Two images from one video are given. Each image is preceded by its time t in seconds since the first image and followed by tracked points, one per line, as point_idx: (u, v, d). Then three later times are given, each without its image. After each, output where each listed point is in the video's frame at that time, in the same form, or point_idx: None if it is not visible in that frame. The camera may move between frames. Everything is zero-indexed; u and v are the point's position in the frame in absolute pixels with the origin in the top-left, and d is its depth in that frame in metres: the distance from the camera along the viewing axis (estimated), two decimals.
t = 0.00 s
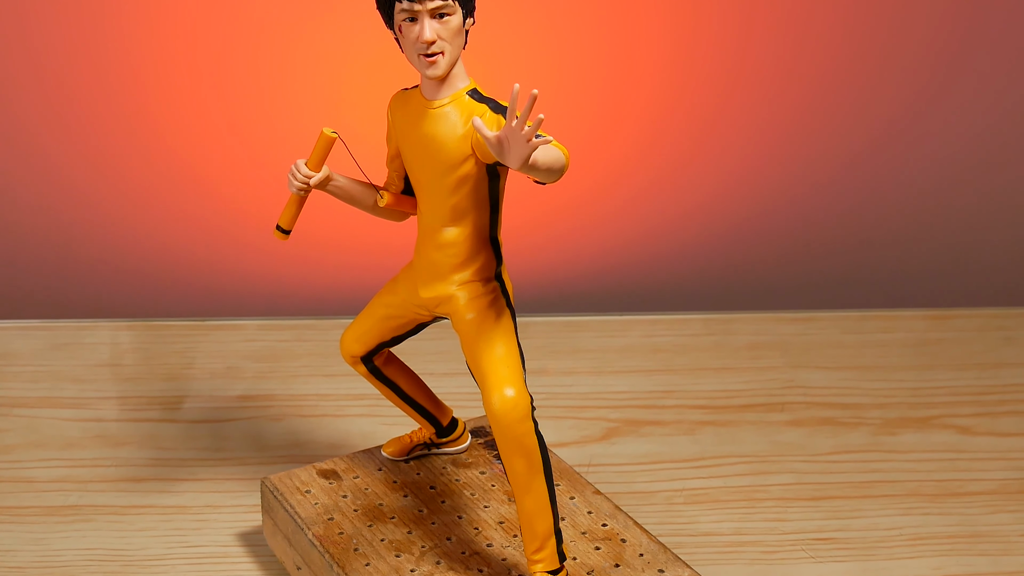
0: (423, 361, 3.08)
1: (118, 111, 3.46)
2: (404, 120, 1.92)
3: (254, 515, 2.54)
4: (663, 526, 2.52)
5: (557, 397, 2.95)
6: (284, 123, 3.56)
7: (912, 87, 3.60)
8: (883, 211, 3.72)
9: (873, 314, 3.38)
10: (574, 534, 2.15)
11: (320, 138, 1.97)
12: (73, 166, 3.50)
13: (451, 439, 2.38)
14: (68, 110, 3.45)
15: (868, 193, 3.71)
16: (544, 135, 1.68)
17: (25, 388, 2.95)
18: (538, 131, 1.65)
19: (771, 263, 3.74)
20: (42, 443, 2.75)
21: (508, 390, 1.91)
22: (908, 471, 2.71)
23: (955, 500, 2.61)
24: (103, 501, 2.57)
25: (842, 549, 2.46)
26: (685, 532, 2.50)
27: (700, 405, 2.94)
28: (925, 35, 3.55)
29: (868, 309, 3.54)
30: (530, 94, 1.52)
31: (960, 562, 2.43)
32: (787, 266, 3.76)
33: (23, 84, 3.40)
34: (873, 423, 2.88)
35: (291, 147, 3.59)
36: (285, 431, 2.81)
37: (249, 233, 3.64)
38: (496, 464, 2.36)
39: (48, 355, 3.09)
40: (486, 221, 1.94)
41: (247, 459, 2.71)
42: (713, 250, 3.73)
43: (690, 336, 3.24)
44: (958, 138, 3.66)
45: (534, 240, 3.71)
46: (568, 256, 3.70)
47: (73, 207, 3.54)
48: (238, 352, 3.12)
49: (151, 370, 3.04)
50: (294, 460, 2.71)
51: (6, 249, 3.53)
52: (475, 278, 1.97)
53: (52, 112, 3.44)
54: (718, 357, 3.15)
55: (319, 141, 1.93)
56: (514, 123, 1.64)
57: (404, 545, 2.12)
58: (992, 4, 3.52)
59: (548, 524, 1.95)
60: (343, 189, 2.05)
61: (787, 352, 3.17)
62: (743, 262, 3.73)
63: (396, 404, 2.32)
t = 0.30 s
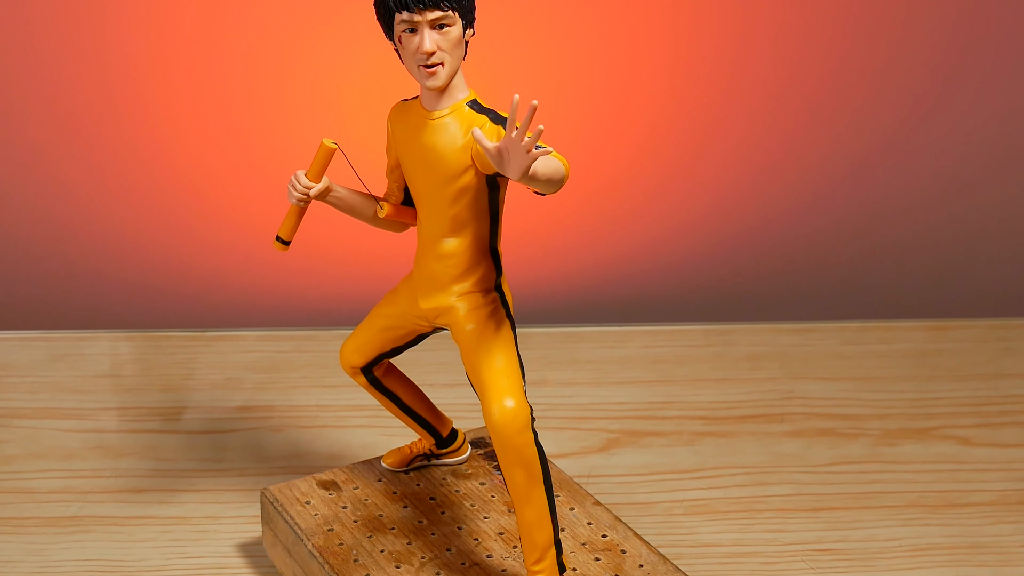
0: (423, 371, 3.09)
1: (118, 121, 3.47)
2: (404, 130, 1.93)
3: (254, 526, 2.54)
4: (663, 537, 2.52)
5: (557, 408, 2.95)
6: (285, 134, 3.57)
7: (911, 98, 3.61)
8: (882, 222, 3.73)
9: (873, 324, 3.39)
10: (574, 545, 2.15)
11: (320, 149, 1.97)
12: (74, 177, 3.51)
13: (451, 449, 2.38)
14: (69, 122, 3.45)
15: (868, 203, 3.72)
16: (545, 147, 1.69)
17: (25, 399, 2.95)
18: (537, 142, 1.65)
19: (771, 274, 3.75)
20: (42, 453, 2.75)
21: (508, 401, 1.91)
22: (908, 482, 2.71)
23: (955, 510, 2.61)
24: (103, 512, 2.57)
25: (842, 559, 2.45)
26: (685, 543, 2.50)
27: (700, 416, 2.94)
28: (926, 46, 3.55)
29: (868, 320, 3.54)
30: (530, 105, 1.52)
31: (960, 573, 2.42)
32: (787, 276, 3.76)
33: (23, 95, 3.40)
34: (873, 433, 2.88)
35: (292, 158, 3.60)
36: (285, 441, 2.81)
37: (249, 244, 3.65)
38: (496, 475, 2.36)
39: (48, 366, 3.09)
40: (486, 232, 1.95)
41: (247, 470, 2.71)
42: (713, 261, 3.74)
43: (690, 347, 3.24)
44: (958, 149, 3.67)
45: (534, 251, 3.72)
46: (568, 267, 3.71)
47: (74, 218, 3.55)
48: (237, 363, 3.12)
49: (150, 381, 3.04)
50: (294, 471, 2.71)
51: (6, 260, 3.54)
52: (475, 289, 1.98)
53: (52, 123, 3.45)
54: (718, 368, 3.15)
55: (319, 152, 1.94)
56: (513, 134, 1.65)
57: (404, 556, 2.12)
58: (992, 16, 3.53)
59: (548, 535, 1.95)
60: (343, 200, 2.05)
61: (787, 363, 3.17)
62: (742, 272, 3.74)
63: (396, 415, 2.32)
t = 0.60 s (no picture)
0: (423, 383, 3.09)
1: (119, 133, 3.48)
2: (404, 142, 1.93)
3: (254, 537, 2.54)
4: (662, 548, 2.52)
5: (557, 419, 2.95)
6: (286, 146, 3.58)
7: (911, 109, 3.61)
8: (882, 232, 3.74)
9: (873, 336, 3.39)
10: (574, 556, 2.15)
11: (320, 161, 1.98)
12: (74, 189, 3.52)
13: (451, 460, 2.38)
14: (69, 133, 3.46)
15: (867, 214, 3.73)
16: (544, 158, 1.69)
17: (25, 410, 2.95)
18: (537, 153, 1.66)
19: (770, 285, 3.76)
20: (42, 465, 2.75)
21: (508, 412, 1.91)
22: (908, 494, 2.71)
23: (954, 521, 2.61)
24: (103, 523, 2.57)
25: (842, 571, 2.45)
26: (685, 554, 2.50)
27: (700, 427, 2.94)
28: (926, 58, 3.55)
29: (868, 331, 3.55)
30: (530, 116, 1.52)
31: None
32: (786, 288, 3.77)
33: (24, 107, 3.41)
34: (873, 445, 2.88)
35: (292, 169, 3.60)
36: (285, 453, 2.81)
37: (249, 255, 3.65)
38: (496, 486, 2.36)
39: (48, 377, 3.09)
40: (486, 243, 1.95)
41: (247, 481, 2.71)
42: (713, 271, 3.74)
43: (690, 358, 3.25)
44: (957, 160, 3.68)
45: (533, 262, 3.72)
46: (568, 278, 3.72)
47: (74, 229, 3.55)
48: (237, 374, 3.13)
49: (150, 392, 3.05)
50: (294, 482, 2.71)
51: (7, 271, 3.55)
52: (475, 300, 1.98)
53: (52, 135, 3.46)
54: (718, 380, 3.15)
55: (319, 163, 1.94)
56: (514, 145, 1.65)
57: (404, 567, 2.12)
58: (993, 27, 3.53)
59: (547, 546, 1.96)
60: (343, 211, 2.06)
61: (787, 374, 3.18)
62: (742, 283, 3.75)
63: (396, 426, 2.32)
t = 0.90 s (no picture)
0: (422, 394, 3.09)
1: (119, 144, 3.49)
2: (404, 152, 1.94)
3: (254, 547, 2.54)
4: (662, 559, 2.52)
5: (557, 430, 2.95)
6: (286, 157, 3.59)
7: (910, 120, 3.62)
8: (882, 243, 3.74)
9: (874, 346, 3.40)
10: (574, 567, 2.15)
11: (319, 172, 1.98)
12: (75, 200, 3.53)
13: (450, 471, 2.38)
14: (70, 145, 3.47)
15: (867, 225, 3.73)
16: (544, 169, 1.70)
17: (24, 421, 2.95)
18: (537, 163, 1.66)
19: (769, 296, 3.77)
20: (42, 475, 2.75)
21: (508, 423, 1.91)
22: (908, 504, 2.71)
23: (954, 532, 2.61)
24: (102, 534, 2.57)
25: None
26: (685, 565, 2.50)
27: (700, 438, 2.94)
28: (926, 68, 3.56)
29: (868, 341, 3.55)
30: (530, 127, 1.53)
31: None
32: (786, 299, 3.78)
33: (25, 119, 3.42)
34: (873, 455, 2.88)
35: (292, 180, 3.61)
36: (284, 464, 2.81)
37: (250, 266, 3.66)
38: (496, 497, 2.36)
39: (48, 388, 3.09)
40: (486, 254, 1.96)
41: (247, 492, 2.71)
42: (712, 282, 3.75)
43: (690, 369, 3.25)
44: (957, 172, 3.69)
45: (533, 272, 3.73)
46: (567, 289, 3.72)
47: (75, 241, 3.56)
48: (237, 385, 3.13)
49: (150, 404, 3.05)
50: (294, 492, 2.71)
51: (8, 282, 3.55)
52: (475, 311, 1.99)
53: (52, 146, 3.47)
54: (718, 391, 3.15)
55: (319, 174, 1.95)
56: (513, 156, 1.65)
57: None
58: (992, 38, 3.54)
59: (547, 557, 1.97)
60: (343, 222, 2.06)
61: (787, 385, 3.18)
62: (742, 294, 3.75)
63: (396, 436, 2.32)
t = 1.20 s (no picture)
0: (422, 405, 3.09)
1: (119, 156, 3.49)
2: (403, 163, 1.94)
3: (253, 558, 2.53)
4: (662, 570, 2.51)
5: (556, 441, 2.95)
6: (287, 168, 3.59)
7: (910, 131, 3.63)
8: (882, 253, 3.75)
9: (874, 357, 3.40)
10: None
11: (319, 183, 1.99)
12: (76, 211, 3.54)
13: (450, 482, 2.38)
14: (70, 156, 3.48)
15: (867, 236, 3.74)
16: (543, 180, 1.70)
17: (24, 432, 2.95)
18: (536, 174, 1.67)
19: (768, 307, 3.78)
20: (41, 486, 2.75)
21: (508, 434, 1.91)
22: (907, 515, 2.70)
23: (954, 543, 2.61)
24: (102, 545, 2.57)
25: None
26: None
27: (700, 449, 2.94)
28: (925, 79, 3.56)
29: (868, 353, 3.55)
30: (529, 138, 1.53)
31: None
32: (786, 310, 3.79)
33: (25, 130, 3.43)
34: (872, 466, 2.88)
35: (292, 192, 3.61)
36: (284, 475, 2.81)
37: (250, 277, 3.67)
38: (496, 508, 2.36)
39: (48, 399, 3.09)
40: (485, 265, 1.96)
41: (246, 503, 2.71)
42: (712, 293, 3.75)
43: (690, 380, 3.25)
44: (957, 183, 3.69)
45: (532, 283, 3.73)
46: (568, 300, 3.73)
47: (75, 252, 3.57)
48: (237, 396, 3.13)
49: (150, 414, 3.05)
50: (294, 503, 2.71)
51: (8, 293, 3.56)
52: (475, 321, 1.99)
53: (52, 157, 3.47)
54: (717, 402, 3.15)
55: (319, 185, 1.95)
56: (513, 166, 1.66)
57: None
58: (991, 49, 3.54)
59: (547, 568, 1.97)
60: (343, 233, 2.07)
61: (787, 396, 3.18)
62: (741, 305, 3.76)
63: (396, 448, 2.32)
